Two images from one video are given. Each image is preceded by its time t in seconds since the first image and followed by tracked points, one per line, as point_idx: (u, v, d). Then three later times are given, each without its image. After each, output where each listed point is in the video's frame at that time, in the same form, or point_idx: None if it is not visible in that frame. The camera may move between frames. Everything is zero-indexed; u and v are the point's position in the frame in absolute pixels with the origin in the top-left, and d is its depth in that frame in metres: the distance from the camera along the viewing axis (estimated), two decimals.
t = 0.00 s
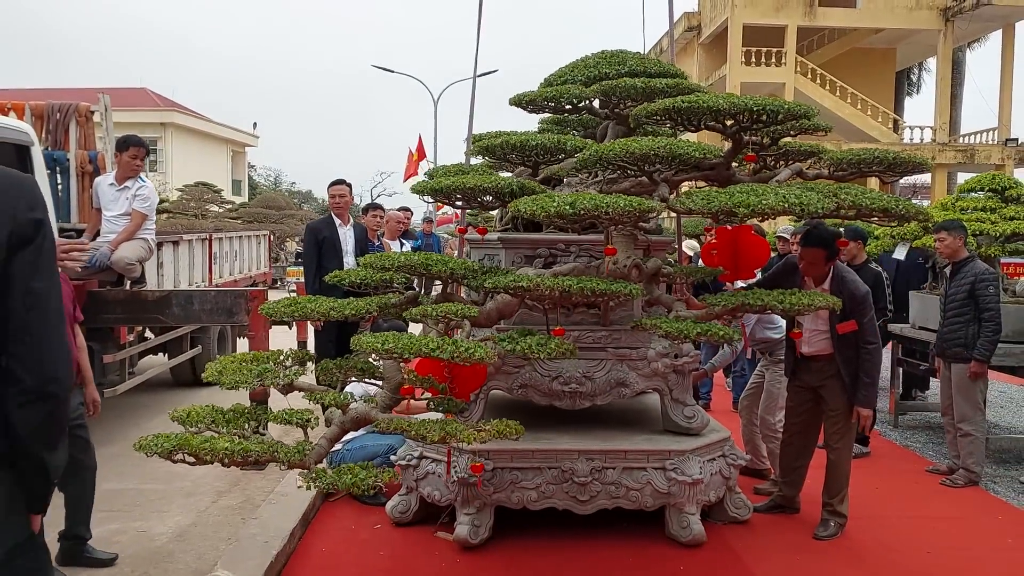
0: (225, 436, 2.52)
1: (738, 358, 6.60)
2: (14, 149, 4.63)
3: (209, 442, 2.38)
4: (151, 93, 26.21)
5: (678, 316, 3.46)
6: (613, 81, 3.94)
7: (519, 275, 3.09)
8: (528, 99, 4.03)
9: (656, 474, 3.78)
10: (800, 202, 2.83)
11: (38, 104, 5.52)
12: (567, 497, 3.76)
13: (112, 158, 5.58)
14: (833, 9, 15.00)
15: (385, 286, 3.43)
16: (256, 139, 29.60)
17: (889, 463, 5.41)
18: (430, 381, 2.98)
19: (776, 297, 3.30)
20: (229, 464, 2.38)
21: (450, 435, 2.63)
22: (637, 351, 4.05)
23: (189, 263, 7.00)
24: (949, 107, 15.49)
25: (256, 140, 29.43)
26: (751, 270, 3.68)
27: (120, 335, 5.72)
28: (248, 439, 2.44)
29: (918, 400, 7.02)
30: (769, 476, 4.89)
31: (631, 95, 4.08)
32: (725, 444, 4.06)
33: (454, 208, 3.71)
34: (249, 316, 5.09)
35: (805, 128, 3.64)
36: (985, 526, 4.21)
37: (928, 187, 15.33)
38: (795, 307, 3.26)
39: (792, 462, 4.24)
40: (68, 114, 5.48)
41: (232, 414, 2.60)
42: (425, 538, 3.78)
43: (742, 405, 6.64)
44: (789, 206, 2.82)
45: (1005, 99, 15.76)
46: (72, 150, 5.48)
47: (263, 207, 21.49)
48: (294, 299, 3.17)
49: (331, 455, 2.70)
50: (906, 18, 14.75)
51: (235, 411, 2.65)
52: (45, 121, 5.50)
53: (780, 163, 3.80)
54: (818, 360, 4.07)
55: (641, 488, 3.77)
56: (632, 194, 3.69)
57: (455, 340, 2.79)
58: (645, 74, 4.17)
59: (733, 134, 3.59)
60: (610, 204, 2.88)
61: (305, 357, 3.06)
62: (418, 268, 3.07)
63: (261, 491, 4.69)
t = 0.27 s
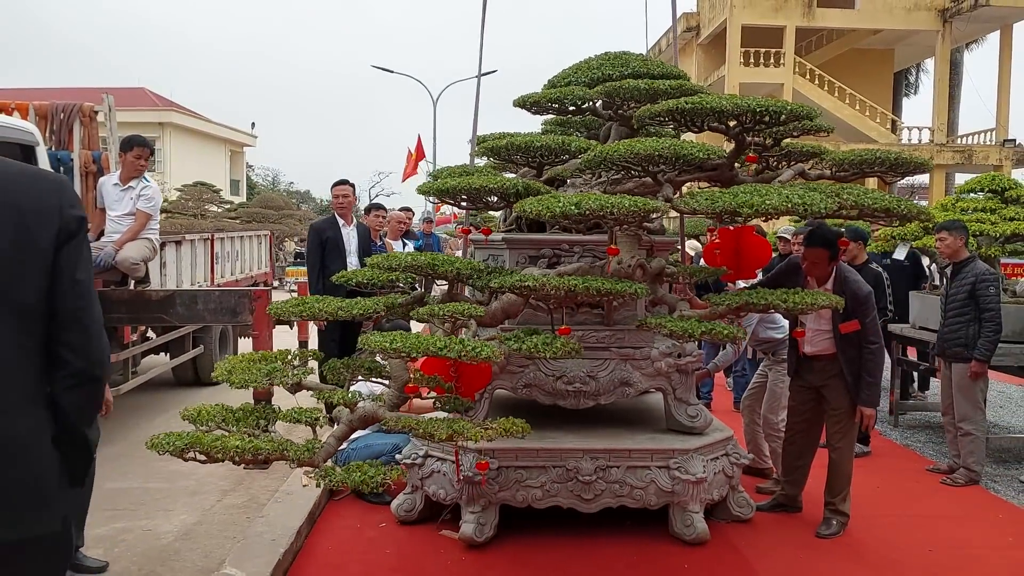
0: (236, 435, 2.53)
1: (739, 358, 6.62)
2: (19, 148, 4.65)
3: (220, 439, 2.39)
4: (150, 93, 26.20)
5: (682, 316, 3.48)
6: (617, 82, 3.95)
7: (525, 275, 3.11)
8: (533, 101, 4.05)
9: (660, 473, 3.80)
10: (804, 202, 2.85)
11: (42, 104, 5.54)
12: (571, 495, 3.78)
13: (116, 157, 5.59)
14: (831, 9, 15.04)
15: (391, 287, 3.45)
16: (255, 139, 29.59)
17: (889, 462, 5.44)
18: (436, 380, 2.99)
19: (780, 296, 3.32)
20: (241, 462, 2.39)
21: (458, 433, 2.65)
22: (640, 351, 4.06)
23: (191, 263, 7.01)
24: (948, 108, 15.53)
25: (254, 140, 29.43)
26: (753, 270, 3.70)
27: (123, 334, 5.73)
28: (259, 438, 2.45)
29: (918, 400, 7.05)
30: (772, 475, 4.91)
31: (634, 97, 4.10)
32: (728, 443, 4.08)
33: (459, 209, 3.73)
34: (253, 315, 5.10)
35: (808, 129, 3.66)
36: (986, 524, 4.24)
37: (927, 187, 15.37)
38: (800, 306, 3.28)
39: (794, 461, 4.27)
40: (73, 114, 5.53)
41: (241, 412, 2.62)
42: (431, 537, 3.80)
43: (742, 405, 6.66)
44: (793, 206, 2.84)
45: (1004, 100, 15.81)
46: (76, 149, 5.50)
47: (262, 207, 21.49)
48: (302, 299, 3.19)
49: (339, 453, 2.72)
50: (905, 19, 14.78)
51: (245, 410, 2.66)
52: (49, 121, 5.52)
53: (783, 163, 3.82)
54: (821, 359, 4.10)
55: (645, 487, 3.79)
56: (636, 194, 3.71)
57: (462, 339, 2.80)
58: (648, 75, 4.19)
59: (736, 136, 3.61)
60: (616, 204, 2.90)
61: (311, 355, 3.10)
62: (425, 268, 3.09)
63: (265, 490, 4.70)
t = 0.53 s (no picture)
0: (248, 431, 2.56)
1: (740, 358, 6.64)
2: (25, 148, 4.67)
3: (234, 434, 2.42)
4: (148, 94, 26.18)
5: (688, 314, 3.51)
6: (622, 83, 3.98)
7: (534, 273, 3.13)
8: (538, 101, 4.07)
9: (664, 471, 3.82)
10: (810, 201, 2.88)
11: (46, 104, 5.53)
12: (576, 493, 3.80)
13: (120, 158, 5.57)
14: (829, 11, 15.09)
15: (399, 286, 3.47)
16: (254, 140, 29.59)
17: (890, 460, 5.48)
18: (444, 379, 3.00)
19: (785, 294, 3.35)
20: (254, 457, 2.42)
21: (468, 429, 2.68)
22: (644, 349, 4.08)
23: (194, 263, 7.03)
24: (945, 109, 15.60)
25: (253, 141, 29.42)
26: (755, 269, 3.72)
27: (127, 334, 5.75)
28: (272, 433, 2.48)
29: (917, 399, 7.09)
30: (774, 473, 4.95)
31: (639, 98, 4.13)
32: (731, 441, 4.11)
33: (466, 208, 3.75)
34: (258, 315, 5.12)
35: (811, 130, 3.69)
36: (986, 522, 4.28)
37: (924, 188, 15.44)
38: (805, 305, 3.31)
39: (796, 460, 4.30)
40: (77, 115, 5.54)
41: (253, 408, 2.64)
42: (436, 534, 3.82)
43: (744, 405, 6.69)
44: (799, 205, 2.87)
45: (1000, 101, 15.90)
46: (80, 150, 5.50)
47: (261, 207, 21.50)
48: (311, 297, 3.21)
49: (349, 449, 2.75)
50: (902, 20, 14.85)
51: (257, 405, 2.69)
52: (53, 121, 5.51)
53: (787, 164, 3.85)
54: (823, 358, 4.12)
55: (650, 485, 3.81)
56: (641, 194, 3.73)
57: (472, 336, 2.82)
58: (653, 76, 4.22)
59: (741, 136, 3.64)
60: (624, 203, 2.93)
61: (319, 352, 3.13)
62: (434, 267, 3.11)
63: (270, 489, 4.72)
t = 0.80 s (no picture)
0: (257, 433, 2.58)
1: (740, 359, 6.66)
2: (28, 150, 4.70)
3: (244, 435, 2.44)
4: (146, 95, 26.18)
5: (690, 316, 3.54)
6: (624, 87, 4.01)
7: (538, 275, 3.15)
8: (540, 104, 4.10)
9: (666, 472, 3.86)
10: (811, 204, 2.91)
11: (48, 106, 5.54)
12: (578, 493, 3.83)
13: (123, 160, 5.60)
14: (826, 13, 15.15)
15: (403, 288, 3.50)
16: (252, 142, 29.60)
17: (889, 461, 5.51)
18: (446, 380, 2.98)
19: (787, 296, 3.38)
20: (264, 458, 2.44)
21: (474, 430, 2.71)
22: (646, 351, 4.10)
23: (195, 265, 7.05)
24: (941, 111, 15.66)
25: (251, 142, 29.43)
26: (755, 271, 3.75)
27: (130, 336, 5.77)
28: (281, 435, 2.51)
29: (916, 400, 7.13)
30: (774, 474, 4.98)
31: (640, 101, 4.16)
32: (732, 442, 4.14)
33: (469, 211, 3.78)
34: (260, 317, 5.14)
35: (811, 133, 3.73)
36: (985, 522, 4.31)
37: (921, 189, 15.50)
38: (806, 306, 3.34)
39: (796, 461, 4.33)
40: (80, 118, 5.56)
41: (262, 411, 2.66)
42: (440, 534, 3.85)
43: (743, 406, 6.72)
44: (801, 209, 2.90)
45: (997, 103, 15.96)
46: (83, 152, 5.51)
47: (259, 209, 21.51)
48: (317, 299, 3.23)
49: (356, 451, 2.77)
50: (899, 23, 14.92)
51: (264, 407, 2.71)
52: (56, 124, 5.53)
53: (787, 167, 3.89)
54: (822, 359, 4.16)
55: (651, 485, 3.84)
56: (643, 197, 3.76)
57: (477, 338, 2.84)
58: (654, 80, 4.25)
59: (742, 139, 3.68)
60: (628, 206, 2.96)
61: (327, 355, 3.17)
62: (438, 270, 3.13)
63: (273, 489, 4.74)
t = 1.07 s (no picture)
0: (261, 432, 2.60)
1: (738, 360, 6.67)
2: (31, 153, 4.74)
3: (248, 434, 2.46)
4: (144, 97, 26.17)
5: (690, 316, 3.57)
6: (624, 89, 4.03)
7: (540, 276, 3.17)
8: (541, 107, 4.12)
9: (666, 471, 3.88)
10: (810, 206, 2.94)
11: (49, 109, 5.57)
12: (579, 493, 3.85)
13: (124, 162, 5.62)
14: (823, 15, 15.20)
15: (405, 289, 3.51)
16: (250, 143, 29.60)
17: (888, 461, 5.54)
18: (448, 380, 2.98)
19: (786, 297, 3.41)
20: (269, 457, 2.46)
21: (476, 429, 2.73)
22: (645, 351, 4.11)
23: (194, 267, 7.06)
24: (938, 113, 15.71)
25: (249, 144, 29.43)
26: (754, 271, 3.76)
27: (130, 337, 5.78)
28: (286, 434, 2.53)
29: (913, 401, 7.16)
30: (773, 474, 5.00)
31: (640, 104, 4.18)
32: (731, 442, 4.17)
33: (471, 213, 3.79)
34: (261, 318, 5.16)
35: (809, 136, 3.76)
36: (982, 522, 4.33)
37: (918, 191, 15.57)
38: (805, 307, 3.36)
39: (795, 461, 4.36)
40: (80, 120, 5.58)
41: (265, 409, 2.68)
42: (441, 534, 3.87)
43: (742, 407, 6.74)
44: (800, 210, 2.93)
45: (993, 105, 16.03)
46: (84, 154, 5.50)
47: (257, 210, 21.51)
48: (320, 300, 3.24)
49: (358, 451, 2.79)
50: (895, 25, 14.97)
51: (268, 405, 2.73)
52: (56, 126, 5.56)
53: (785, 169, 3.92)
54: (818, 359, 4.20)
55: (651, 485, 3.86)
56: (643, 199, 3.78)
57: (480, 339, 2.86)
58: (654, 83, 4.27)
59: (741, 141, 3.70)
60: (629, 207, 2.98)
61: (330, 355, 3.18)
62: (441, 271, 3.15)
63: (273, 490, 4.75)
